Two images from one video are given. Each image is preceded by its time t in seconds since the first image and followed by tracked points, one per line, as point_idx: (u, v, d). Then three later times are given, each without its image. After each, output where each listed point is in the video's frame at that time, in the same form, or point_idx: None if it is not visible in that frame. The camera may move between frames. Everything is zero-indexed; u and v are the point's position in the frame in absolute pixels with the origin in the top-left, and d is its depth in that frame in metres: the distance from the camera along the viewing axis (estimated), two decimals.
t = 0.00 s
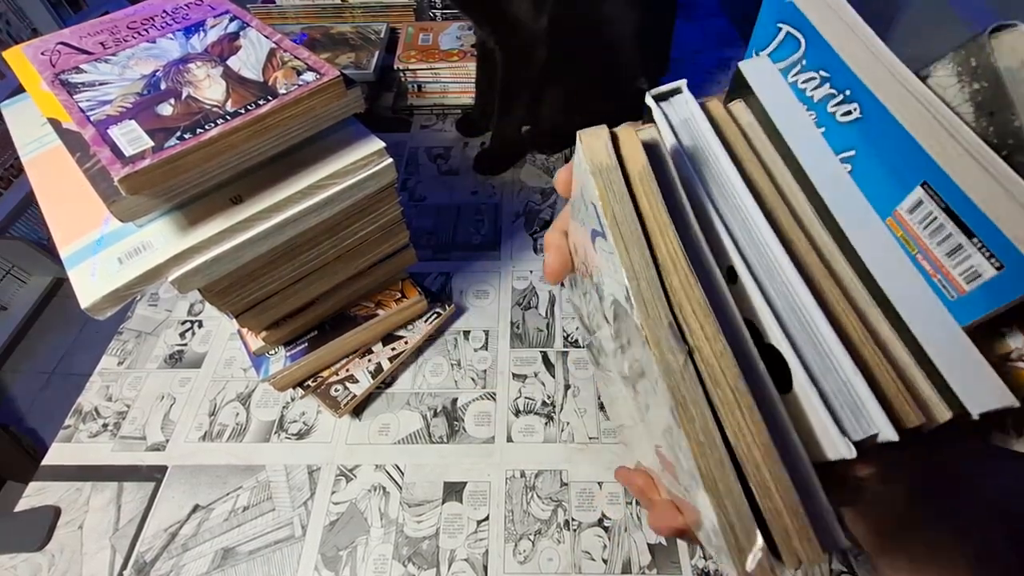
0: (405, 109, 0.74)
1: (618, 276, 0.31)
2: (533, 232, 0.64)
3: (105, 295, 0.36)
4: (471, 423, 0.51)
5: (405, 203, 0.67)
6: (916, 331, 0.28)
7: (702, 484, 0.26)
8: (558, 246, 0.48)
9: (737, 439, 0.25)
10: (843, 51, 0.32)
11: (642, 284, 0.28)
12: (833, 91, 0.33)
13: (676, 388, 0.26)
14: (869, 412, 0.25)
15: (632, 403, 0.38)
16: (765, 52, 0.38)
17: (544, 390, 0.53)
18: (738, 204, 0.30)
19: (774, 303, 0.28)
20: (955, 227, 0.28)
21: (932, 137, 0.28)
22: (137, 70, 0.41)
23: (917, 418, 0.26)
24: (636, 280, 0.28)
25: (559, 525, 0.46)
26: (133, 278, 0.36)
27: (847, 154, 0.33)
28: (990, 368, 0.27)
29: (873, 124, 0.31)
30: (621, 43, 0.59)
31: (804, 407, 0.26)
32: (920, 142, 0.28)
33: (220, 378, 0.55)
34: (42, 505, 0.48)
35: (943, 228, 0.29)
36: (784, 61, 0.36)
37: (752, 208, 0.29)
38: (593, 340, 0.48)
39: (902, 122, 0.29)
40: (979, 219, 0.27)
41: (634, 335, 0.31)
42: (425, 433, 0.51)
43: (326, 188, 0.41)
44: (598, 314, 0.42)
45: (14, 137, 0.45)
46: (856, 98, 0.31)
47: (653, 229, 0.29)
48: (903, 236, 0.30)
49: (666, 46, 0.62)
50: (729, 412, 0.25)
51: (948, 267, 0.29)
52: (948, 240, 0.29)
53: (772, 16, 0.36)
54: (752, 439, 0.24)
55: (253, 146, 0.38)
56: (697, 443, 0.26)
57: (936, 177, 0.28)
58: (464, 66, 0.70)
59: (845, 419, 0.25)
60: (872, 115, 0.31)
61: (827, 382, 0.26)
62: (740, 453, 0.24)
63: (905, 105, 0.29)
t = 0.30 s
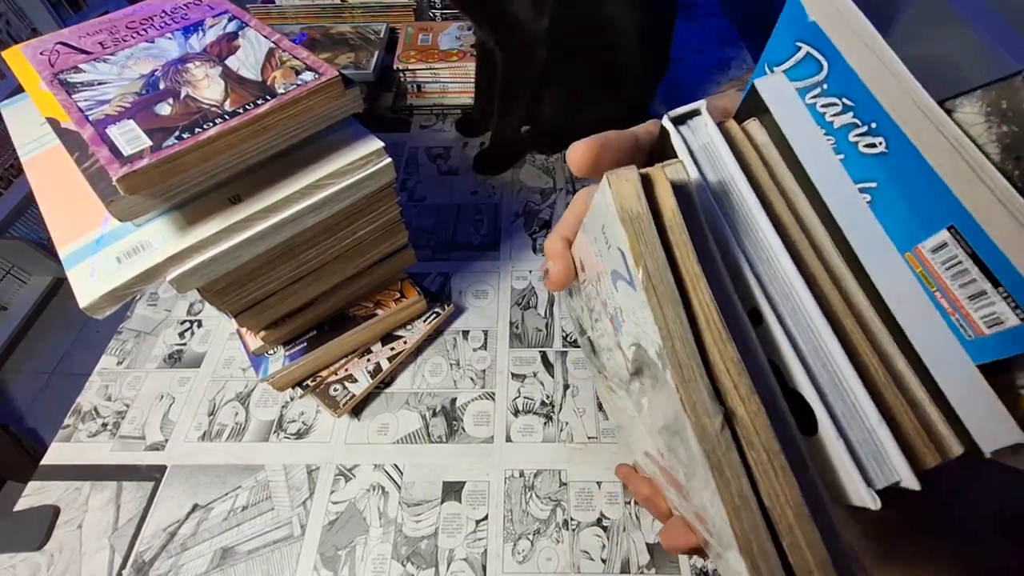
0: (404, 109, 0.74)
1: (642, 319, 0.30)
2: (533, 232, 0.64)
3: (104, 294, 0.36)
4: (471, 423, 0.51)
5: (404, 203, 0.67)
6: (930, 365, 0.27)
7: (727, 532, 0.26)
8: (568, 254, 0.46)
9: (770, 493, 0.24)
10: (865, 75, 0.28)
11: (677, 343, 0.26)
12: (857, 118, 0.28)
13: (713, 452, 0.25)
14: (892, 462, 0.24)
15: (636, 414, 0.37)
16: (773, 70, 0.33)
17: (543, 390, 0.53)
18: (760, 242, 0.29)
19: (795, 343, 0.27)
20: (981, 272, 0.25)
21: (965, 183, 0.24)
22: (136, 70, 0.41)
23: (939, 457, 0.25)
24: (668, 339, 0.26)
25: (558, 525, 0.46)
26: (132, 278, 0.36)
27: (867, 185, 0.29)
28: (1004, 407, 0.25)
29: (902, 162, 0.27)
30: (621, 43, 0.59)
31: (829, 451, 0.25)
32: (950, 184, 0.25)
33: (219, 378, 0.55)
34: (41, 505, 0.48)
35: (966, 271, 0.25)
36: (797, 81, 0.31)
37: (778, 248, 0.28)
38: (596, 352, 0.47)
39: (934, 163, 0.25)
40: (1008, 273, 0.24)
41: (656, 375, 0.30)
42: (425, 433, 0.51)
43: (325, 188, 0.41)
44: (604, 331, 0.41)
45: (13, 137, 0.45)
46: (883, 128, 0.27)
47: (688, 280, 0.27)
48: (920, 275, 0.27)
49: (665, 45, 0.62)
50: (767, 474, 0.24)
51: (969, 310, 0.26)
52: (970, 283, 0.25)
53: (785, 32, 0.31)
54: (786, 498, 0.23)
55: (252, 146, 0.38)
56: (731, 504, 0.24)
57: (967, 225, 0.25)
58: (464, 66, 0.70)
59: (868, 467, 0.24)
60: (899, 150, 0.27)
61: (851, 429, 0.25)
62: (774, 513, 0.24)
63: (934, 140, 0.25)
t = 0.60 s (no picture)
0: (405, 109, 0.74)
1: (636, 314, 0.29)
2: (533, 232, 0.64)
3: (104, 294, 0.36)
4: (471, 423, 0.51)
5: (404, 203, 0.67)
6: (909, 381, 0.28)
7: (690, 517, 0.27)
8: (575, 217, 0.45)
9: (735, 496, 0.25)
10: (916, 87, 0.26)
11: (669, 353, 0.25)
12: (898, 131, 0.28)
13: (688, 456, 0.25)
14: (857, 472, 0.25)
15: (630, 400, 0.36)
16: (819, 52, 0.31)
17: (543, 390, 0.53)
18: (768, 243, 0.27)
19: (788, 357, 0.27)
20: (983, 313, 0.26)
21: (990, 224, 0.24)
22: (136, 70, 0.41)
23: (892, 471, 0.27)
24: (661, 351, 0.25)
25: (557, 525, 0.46)
26: (132, 278, 0.36)
27: (891, 199, 0.29)
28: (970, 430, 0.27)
29: (932, 184, 0.27)
30: (621, 43, 0.59)
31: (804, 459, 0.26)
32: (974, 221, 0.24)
33: (219, 378, 0.55)
34: (41, 505, 0.48)
35: (971, 309, 0.26)
36: (839, 71, 0.29)
37: (785, 259, 0.26)
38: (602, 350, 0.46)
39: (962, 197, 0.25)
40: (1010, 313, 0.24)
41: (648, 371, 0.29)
42: (425, 433, 0.51)
43: (325, 188, 0.41)
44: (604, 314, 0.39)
45: (13, 137, 0.45)
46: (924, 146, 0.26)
47: (689, 290, 0.26)
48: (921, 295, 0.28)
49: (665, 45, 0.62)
50: (733, 478, 0.25)
51: (961, 340, 0.27)
52: (972, 321, 0.26)
53: (839, 16, 0.29)
54: (748, 501, 0.25)
55: (252, 146, 0.38)
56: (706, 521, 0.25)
57: (978, 262, 0.25)
58: (464, 66, 0.70)
59: (832, 476, 0.26)
60: (933, 172, 0.26)
61: (824, 438, 0.26)
62: (736, 512, 0.25)
63: (967, 171, 0.24)
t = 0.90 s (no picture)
0: (405, 109, 0.74)
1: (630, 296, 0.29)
2: (533, 232, 0.64)
3: (104, 294, 0.36)
4: (471, 423, 0.51)
5: (404, 203, 0.67)
6: (902, 366, 0.28)
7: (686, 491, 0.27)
8: (578, 214, 0.45)
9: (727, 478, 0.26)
10: (900, 81, 0.25)
11: (662, 334, 0.25)
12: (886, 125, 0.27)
13: (680, 431, 0.26)
14: (847, 453, 0.26)
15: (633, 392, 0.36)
16: (812, 53, 0.30)
17: (543, 390, 0.53)
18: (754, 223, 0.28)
19: (778, 340, 0.27)
20: (968, 295, 0.25)
21: (971, 208, 0.23)
22: (136, 70, 0.41)
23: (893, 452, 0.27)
24: (656, 329, 0.26)
25: (558, 525, 0.46)
26: (132, 277, 0.36)
27: (879, 193, 0.28)
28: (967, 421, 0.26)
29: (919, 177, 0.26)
30: (621, 43, 0.59)
31: (796, 439, 0.26)
32: (958, 211, 0.24)
33: (220, 378, 0.55)
34: (42, 505, 0.48)
35: (955, 291, 0.25)
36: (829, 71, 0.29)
37: (775, 244, 0.27)
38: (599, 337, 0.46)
39: (945, 182, 0.25)
40: (995, 301, 0.23)
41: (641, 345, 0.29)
42: (425, 433, 0.51)
43: (325, 188, 0.42)
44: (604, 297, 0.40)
45: (13, 137, 0.45)
46: (909, 137, 0.26)
47: (677, 272, 0.26)
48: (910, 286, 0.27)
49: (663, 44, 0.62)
50: (726, 454, 0.26)
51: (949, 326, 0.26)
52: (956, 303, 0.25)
53: (828, 14, 0.28)
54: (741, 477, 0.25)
55: (252, 146, 0.38)
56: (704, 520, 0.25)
57: (964, 250, 0.24)
58: (464, 66, 0.70)
59: (823, 454, 0.26)
60: (917, 164, 0.26)
61: (815, 421, 0.26)
62: (727, 487, 0.26)
63: (951, 162, 0.24)
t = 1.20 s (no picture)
0: (405, 109, 0.74)
1: (658, 131, 0.29)
2: (533, 232, 0.64)
3: (104, 294, 0.36)
4: (471, 423, 0.51)
5: (404, 203, 0.67)
6: (925, 163, 0.27)
7: (801, 300, 0.23)
8: (560, 195, 0.46)
9: (855, 283, 0.22)
10: None
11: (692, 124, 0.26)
12: None
13: (749, 211, 0.24)
14: (918, 230, 0.24)
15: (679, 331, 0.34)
16: None
17: (543, 390, 0.53)
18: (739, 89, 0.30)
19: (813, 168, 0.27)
20: (938, 69, 0.30)
21: None
22: (136, 70, 0.41)
23: (972, 234, 0.24)
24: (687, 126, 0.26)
25: (558, 525, 0.46)
26: (132, 277, 0.36)
27: (820, 51, 0.34)
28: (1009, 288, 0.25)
29: (840, 18, 0.33)
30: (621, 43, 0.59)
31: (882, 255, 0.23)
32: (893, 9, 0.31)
33: (220, 378, 0.55)
34: (41, 505, 0.48)
35: (926, 74, 0.31)
36: None
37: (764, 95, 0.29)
38: (603, 293, 0.44)
39: None
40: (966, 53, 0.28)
41: (683, 186, 0.28)
42: (425, 433, 0.51)
43: (325, 188, 0.41)
44: (615, 222, 0.38)
45: (13, 137, 0.45)
46: None
47: (691, 83, 0.28)
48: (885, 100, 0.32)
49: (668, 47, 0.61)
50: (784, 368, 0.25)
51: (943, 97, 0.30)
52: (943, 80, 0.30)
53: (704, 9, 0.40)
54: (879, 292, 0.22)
55: (252, 146, 0.38)
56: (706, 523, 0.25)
57: (913, 33, 0.30)
58: (464, 66, 0.70)
59: (900, 238, 0.24)
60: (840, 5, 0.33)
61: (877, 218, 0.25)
62: (828, 259, 0.23)
63: None
